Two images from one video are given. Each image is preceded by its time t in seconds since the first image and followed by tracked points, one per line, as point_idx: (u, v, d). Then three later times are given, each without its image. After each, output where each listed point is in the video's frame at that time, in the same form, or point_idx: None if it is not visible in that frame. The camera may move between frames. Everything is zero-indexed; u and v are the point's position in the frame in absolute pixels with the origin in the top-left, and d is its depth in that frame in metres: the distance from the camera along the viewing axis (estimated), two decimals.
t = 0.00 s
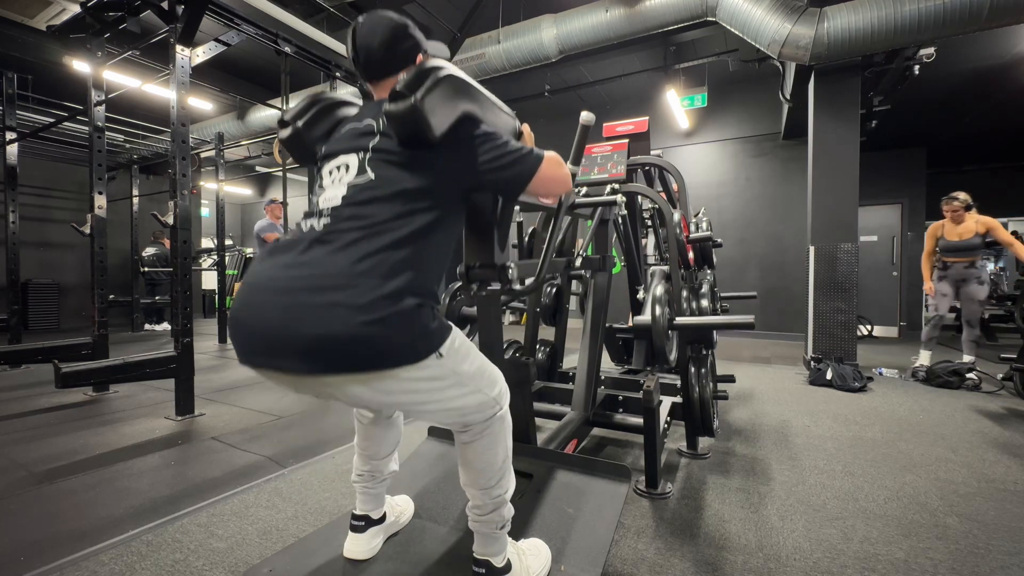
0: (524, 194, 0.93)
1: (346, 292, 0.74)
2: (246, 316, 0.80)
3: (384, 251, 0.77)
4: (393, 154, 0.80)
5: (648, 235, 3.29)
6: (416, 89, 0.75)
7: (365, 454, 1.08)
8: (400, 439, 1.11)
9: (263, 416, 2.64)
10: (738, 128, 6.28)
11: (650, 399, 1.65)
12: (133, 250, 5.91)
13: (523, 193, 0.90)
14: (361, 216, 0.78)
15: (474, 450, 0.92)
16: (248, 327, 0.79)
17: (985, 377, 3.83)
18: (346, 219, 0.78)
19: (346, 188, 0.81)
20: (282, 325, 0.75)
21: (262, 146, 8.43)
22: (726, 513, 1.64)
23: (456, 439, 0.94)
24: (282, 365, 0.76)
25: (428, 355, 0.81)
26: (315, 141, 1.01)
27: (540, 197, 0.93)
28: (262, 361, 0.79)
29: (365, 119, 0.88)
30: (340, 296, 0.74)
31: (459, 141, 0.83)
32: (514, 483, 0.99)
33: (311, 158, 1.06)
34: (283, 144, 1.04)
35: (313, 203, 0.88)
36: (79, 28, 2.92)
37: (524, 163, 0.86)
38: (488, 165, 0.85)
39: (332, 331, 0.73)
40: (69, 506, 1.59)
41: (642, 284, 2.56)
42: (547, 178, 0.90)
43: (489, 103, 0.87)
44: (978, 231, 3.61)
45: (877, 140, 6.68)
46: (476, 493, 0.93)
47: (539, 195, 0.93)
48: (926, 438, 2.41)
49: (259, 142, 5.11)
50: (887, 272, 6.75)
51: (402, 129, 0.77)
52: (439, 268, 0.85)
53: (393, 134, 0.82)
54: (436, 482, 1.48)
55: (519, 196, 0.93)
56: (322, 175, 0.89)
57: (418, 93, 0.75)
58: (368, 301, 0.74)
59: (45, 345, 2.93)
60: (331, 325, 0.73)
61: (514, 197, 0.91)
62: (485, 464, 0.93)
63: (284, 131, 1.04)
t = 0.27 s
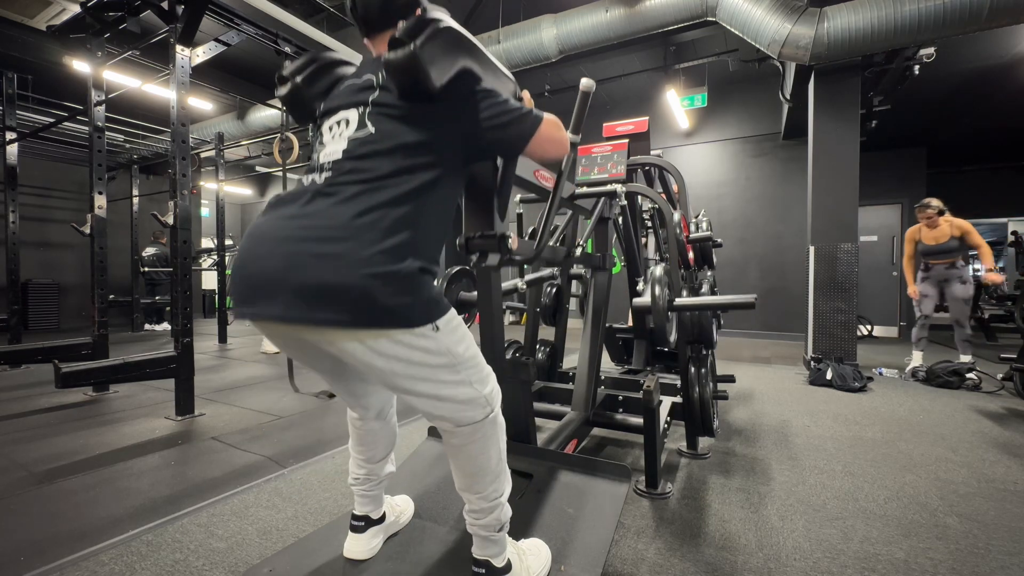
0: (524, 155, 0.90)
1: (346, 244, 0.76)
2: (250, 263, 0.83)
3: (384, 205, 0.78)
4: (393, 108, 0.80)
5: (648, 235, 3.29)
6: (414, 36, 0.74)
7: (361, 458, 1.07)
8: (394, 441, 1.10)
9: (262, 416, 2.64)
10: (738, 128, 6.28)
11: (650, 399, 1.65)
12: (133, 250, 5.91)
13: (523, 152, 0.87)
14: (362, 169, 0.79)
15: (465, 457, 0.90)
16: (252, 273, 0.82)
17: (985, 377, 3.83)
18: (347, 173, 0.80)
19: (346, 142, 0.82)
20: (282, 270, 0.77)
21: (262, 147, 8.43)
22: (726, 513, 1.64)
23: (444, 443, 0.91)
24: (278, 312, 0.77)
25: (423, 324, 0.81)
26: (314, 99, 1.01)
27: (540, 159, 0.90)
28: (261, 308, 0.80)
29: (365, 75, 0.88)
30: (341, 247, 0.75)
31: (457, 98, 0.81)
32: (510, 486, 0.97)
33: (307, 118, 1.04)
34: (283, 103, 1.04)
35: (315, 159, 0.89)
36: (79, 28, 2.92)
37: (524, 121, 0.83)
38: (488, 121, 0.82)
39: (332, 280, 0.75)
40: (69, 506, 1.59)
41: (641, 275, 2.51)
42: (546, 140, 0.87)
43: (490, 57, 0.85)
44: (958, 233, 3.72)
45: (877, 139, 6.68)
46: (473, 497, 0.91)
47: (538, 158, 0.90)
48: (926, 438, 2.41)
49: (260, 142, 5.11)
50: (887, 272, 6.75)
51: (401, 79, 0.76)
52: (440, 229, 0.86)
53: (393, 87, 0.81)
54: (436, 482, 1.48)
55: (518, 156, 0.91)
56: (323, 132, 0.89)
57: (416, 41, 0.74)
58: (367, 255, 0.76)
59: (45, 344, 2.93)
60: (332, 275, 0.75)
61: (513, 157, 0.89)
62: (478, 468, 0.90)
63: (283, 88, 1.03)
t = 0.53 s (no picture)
0: (525, 123, 0.90)
1: (360, 218, 0.78)
2: (263, 236, 0.84)
3: (395, 176, 0.80)
4: (396, 75, 0.81)
5: (648, 235, 3.29)
6: None
7: (359, 460, 1.07)
8: (392, 443, 1.09)
9: (262, 416, 2.64)
10: (738, 127, 6.28)
11: (650, 399, 1.65)
12: (133, 250, 5.91)
13: (524, 121, 0.88)
14: (371, 140, 0.80)
15: (460, 460, 0.89)
16: (265, 246, 0.83)
17: (984, 377, 3.83)
18: (356, 145, 0.81)
19: (351, 113, 0.83)
20: (296, 242, 0.79)
21: (262, 147, 8.43)
22: (726, 513, 1.65)
23: (443, 448, 0.90)
24: (291, 282, 0.78)
25: (430, 304, 0.82)
26: (316, 65, 1.03)
27: (541, 126, 0.91)
28: (273, 278, 0.80)
29: (366, 42, 0.88)
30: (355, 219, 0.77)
31: (459, 63, 0.81)
32: (508, 488, 0.96)
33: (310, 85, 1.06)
34: (283, 67, 1.06)
35: (320, 130, 0.91)
36: (79, 28, 2.92)
37: (525, 89, 0.83)
38: (490, 87, 0.83)
39: (347, 252, 0.76)
40: (69, 505, 1.59)
41: (639, 268, 2.48)
42: (545, 109, 0.88)
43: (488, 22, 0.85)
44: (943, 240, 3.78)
45: (877, 139, 6.68)
46: (471, 499, 0.90)
47: (538, 126, 0.91)
48: (926, 438, 2.42)
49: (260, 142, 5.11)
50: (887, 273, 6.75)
51: (403, 44, 0.77)
52: (446, 203, 0.88)
53: (395, 53, 0.82)
54: (436, 482, 1.48)
55: (519, 125, 0.91)
56: (326, 102, 0.90)
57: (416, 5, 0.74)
58: (380, 229, 0.78)
59: (45, 344, 2.93)
60: (347, 247, 0.77)
61: (515, 125, 0.89)
62: (473, 468, 0.89)
63: (285, 54, 1.05)
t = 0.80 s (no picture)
0: (528, 102, 0.89)
1: (372, 202, 0.79)
2: (278, 223, 0.85)
3: (404, 159, 0.81)
4: (399, 55, 0.81)
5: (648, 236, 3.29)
6: None
7: (357, 461, 1.07)
8: (391, 444, 1.09)
9: (262, 416, 2.64)
10: (738, 127, 6.28)
11: (650, 399, 1.65)
12: (133, 250, 5.91)
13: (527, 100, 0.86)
14: (379, 124, 0.82)
15: (457, 461, 0.88)
16: (280, 233, 0.84)
17: (984, 377, 3.83)
18: (365, 130, 0.82)
19: (357, 97, 0.84)
20: (313, 228, 0.80)
21: (262, 147, 8.43)
22: (727, 513, 1.65)
23: (441, 449, 0.90)
24: (307, 265, 0.79)
25: (437, 290, 0.83)
26: (317, 46, 1.03)
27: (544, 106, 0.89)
28: (289, 262, 0.82)
29: (369, 22, 0.88)
30: (368, 205, 0.79)
31: (461, 42, 0.80)
32: (505, 490, 0.96)
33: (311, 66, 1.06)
34: (285, 48, 1.06)
35: (326, 115, 0.91)
36: (79, 28, 2.92)
37: (526, 67, 0.82)
38: (493, 64, 0.81)
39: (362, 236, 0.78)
40: (69, 505, 1.59)
41: (639, 263, 2.44)
42: (547, 87, 0.86)
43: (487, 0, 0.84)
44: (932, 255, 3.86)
45: (877, 139, 6.68)
46: (468, 500, 0.89)
47: (539, 106, 0.90)
48: (926, 438, 2.41)
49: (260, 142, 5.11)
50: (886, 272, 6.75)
51: (406, 22, 0.77)
52: (452, 187, 0.89)
53: (397, 32, 0.82)
54: (436, 482, 1.48)
55: (521, 106, 0.90)
56: (330, 85, 0.91)
57: None
58: (391, 214, 0.79)
59: (44, 344, 2.92)
60: (361, 232, 0.79)
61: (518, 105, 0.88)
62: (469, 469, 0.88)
63: (286, 34, 1.05)
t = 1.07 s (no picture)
0: (528, 96, 0.88)
1: (376, 196, 0.79)
2: (283, 219, 0.85)
3: (408, 152, 0.81)
4: (401, 48, 0.82)
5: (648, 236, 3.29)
6: None
7: (355, 462, 1.06)
8: (389, 445, 1.09)
9: (263, 416, 2.64)
10: (738, 127, 6.28)
11: (650, 399, 1.65)
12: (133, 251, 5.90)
13: (527, 93, 0.86)
14: (383, 117, 0.82)
15: (453, 463, 0.87)
16: (285, 228, 0.84)
17: (984, 377, 3.83)
18: (370, 124, 0.82)
19: (359, 90, 0.84)
20: (319, 222, 0.80)
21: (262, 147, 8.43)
22: (726, 513, 1.65)
23: (438, 451, 0.89)
24: (312, 258, 0.79)
25: (437, 284, 0.83)
26: (319, 39, 1.03)
27: (545, 98, 0.89)
28: (293, 256, 0.82)
29: (371, 14, 0.88)
30: (372, 199, 0.79)
31: (462, 33, 0.80)
32: (503, 492, 0.96)
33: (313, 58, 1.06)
34: (287, 41, 1.06)
35: (329, 109, 0.91)
36: (79, 28, 2.92)
37: (527, 60, 0.82)
38: (494, 56, 0.81)
39: (366, 229, 0.78)
40: (69, 505, 1.59)
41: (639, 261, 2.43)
42: (548, 80, 0.86)
43: None
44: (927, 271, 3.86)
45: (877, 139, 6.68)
46: (465, 503, 0.89)
47: (540, 98, 0.89)
48: (926, 438, 2.42)
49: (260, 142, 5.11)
50: (886, 272, 6.75)
51: (408, 14, 0.77)
52: (455, 182, 0.89)
53: (399, 23, 0.82)
54: (436, 482, 1.48)
55: (522, 98, 0.89)
56: (332, 78, 0.90)
57: None
58: (394, 209, 0.80)
59: (45, 344, 2.92)
60: (365, 225, 0.79)
61: (518, 98, 0.87)
62: (466, 471, 0.88)
63: (287, 24, 1.05)
